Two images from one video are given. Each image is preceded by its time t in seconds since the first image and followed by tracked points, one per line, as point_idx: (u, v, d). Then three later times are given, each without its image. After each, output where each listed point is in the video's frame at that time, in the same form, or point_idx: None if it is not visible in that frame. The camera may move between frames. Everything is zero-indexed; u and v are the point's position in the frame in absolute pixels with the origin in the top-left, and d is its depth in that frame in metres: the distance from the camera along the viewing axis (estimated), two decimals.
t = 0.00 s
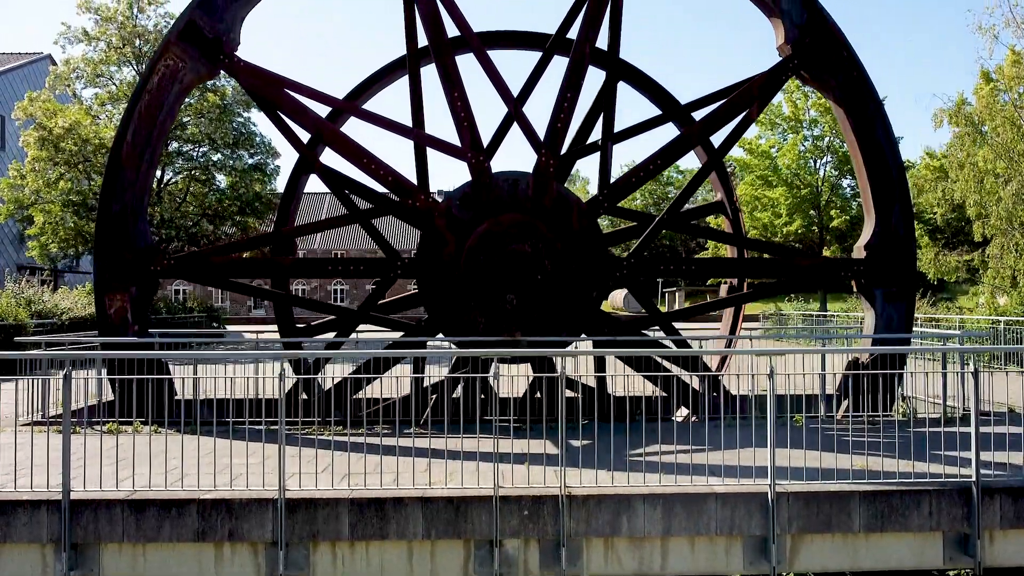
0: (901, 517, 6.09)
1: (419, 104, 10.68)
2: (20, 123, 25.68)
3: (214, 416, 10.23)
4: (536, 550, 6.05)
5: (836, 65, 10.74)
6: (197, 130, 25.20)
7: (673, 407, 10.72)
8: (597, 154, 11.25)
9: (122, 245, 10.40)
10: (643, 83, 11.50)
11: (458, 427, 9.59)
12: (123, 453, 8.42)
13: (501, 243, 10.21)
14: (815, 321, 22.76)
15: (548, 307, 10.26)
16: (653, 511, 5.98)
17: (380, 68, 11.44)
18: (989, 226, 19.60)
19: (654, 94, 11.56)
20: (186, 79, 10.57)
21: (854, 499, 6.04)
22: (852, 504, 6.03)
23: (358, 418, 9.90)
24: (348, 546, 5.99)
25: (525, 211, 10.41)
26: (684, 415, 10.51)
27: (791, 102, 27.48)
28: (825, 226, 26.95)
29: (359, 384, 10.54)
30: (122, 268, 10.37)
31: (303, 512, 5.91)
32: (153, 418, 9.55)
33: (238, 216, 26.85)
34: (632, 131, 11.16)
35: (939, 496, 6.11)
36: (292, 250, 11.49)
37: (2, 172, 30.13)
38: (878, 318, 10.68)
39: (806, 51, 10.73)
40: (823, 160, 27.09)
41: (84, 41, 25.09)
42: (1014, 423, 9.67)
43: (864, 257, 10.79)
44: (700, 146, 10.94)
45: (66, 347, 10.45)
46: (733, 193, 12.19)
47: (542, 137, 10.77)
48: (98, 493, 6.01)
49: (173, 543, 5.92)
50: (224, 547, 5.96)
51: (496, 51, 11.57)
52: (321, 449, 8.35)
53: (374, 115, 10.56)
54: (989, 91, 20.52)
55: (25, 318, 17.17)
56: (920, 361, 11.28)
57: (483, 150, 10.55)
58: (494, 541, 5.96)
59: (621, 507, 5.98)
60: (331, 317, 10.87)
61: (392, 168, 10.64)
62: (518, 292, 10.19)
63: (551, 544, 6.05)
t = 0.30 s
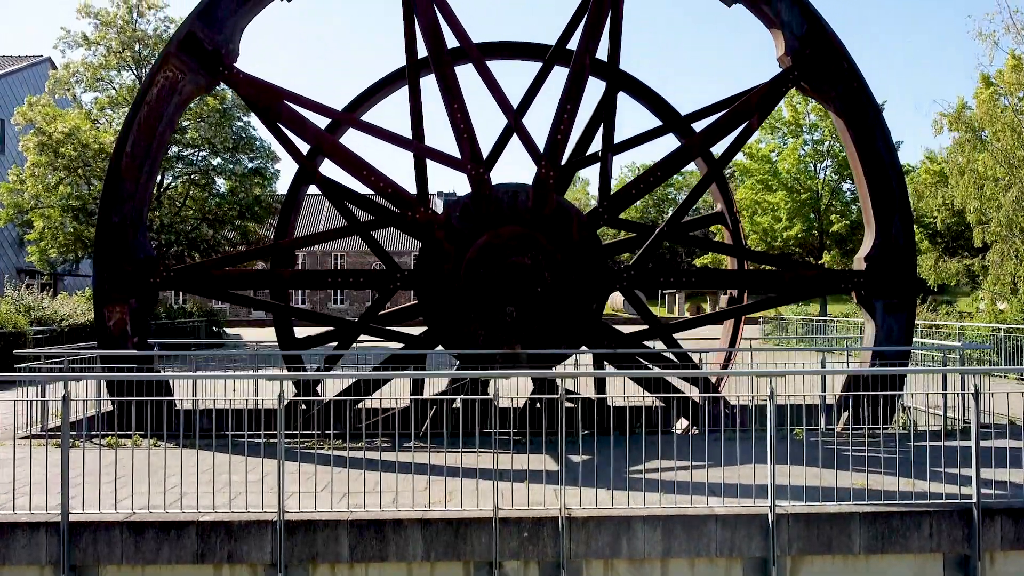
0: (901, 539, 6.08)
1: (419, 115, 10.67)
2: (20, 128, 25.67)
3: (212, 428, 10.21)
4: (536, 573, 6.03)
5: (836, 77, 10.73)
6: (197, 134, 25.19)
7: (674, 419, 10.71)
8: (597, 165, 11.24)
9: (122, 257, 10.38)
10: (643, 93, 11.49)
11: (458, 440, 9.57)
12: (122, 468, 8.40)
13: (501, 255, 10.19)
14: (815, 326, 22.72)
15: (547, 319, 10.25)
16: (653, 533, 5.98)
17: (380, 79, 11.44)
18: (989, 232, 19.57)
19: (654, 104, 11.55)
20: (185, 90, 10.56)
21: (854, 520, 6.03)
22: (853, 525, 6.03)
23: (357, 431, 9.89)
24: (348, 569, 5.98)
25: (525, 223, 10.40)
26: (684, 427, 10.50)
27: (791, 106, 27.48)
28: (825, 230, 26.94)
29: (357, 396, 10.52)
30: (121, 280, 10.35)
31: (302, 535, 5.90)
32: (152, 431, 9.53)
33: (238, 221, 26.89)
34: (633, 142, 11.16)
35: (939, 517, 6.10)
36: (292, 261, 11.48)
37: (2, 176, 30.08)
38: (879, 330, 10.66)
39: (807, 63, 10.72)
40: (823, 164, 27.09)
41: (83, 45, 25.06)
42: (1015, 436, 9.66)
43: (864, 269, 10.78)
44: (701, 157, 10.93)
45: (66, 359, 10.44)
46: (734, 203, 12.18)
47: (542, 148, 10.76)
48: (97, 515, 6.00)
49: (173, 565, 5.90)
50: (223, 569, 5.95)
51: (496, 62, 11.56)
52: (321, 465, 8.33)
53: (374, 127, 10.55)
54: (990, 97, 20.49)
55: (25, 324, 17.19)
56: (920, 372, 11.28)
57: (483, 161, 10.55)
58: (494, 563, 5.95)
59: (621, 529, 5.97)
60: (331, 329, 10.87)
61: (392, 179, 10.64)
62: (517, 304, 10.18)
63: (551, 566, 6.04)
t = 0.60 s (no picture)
0: (901, 560, 6.07)
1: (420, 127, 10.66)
2: (20, 133, 25.68)
3: (212, 441, 10.18)
4: None
5: (837, 88, 10.72)
6: (197, 139, 25.19)
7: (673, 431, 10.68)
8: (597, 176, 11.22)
9: (122, 269, 10.37)
10: (643, 104, 11.47)
11: (458, 453, 9.56)
12: (122, 483, 8.40)
13: (500, 267, 10.15)
14: (816, 332, 22.69)
15: (547, 331, 10.24)
16: (653, 555, 5.97)
17: (380, 90, 11.43)
18: (989, 239, 19.56)
19: (654, 115, 11.54)
20: (185, 101, 10.55)
21: (855, 542, 6.02)
22: (853, 547, 6.02)
23: (357, 443, 9.88)
24: None
25: (525, 235, 10.36)
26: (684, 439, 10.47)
27: (791, 110, 27.49)
28: (825, 235, 26.94)
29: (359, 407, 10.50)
30: (121, 292, 10.34)
31: (302, 557, 5.89)
32: (151, 444, 9.51)
33: (238, 225, 26.90)
34: (633, 154, 11.14)
35: (940, 539, 6.09)
36: (292, 272, 11.46)
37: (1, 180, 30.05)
38: (879, 342, 10.67)
39: (808, 74, 10.70)
40: (823, 168, 27.09)
41: (83, 50, 25.05)
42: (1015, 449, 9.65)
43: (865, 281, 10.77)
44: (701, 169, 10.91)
45: (66, 371, 10.44)
46: (734, 213, 12.16)
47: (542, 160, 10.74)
48: (97, 536, 5.99)
49: None
50: None
51: (495, 72, 11.56)
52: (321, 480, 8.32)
53: (374, 138, 10.53)
54: (990, 103, 20.48)
55: (26, 331, 17.19)
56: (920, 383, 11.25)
57: (484, 173, 10.54)
58: None
59: (621, 550, 5.96)
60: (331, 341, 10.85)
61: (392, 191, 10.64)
62: (517, 316, 10.17)
63: None
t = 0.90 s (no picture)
0: None
1: (420, 140, 10.65)
2: (20, 138, 25.65)
3: (212, 454, 10.16)
4: None
5: (837, 99, 10.71)
6: (197, 143, 25.18)
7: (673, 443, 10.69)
8: (597, 188, 11.21)
9: (122, 281, 10.37)
10: (644, 116, 11.46)
11: (458, 467, 9.55)
12: (122, 499, 8.38)
13: (500, 280, 10.14)
14: (816, 338, 22.66)
15: (547, 344, 10.23)
16: None
17: (380, 101, 11.42)
18: (989, 246, 19.55)
19: (655, 126, 11.52)
20: (185, 114, 10.55)
21: (856, 562, 6.02)
22: (854, 568, 6.02)
23: (357, 457, 9.87)
24: None
25: (525, 248, 10.34)
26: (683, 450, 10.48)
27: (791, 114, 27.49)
28: (824, 239, 26.92)
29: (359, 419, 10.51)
30: (121, 304, 10.33)
31: None
32: (152, 458, 9.50)
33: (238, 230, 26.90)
34: (632, 165, 11.14)
35: (941, 560, 6.09)
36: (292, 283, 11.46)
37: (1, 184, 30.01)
38: (880, 354, 10.64)
39: (808, 86, 10.69)
40: (823, 173, 27.08)
41: (83, 54, 25.04)
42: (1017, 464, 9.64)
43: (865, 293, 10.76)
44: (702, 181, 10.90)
45: (65, 383, 10.43)
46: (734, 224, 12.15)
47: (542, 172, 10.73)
48: (97, 557, 5.98)
49: None
50: None
51: (495, 83, 11.54)
52: (321, 496, 8.31)
53: (374, 151, 10.51)
54: (991, 109, 20.47)
55: (27, 339, 17.13)
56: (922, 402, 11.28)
57: (484, 186, 10.54)
58: None
59: (621, 572, 5.95)
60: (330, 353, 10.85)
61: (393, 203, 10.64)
62: (518, 329, 10.17)
63: None
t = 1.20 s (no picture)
0: None
1: (421, 152, 10.64)
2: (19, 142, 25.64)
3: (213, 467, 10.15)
4: None
5: (838, 111, 10.71)
6: (197, 148, 25.17)
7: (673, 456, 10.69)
8: (597, 199, 11.21)
9: (122, 293, 10.36)
10: (644, 127, 11.46)
11: (458, 481, 9.54)
12: (122, 515, 8.38)
13: (500, 293, 10.14)
14: (816, 344, 22.65)
15: (547, 357, 10.23)
16: None
17: (380, 112, 11.42)
18: (990, 253, 19.55)
19: (655, 137, 11.52)
20: (185, 126, 10.54)
21: None
22: None
23: (357, 470, 9.87)
24: None
25: (526, 260, 10.33)
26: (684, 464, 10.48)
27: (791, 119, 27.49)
28: (824, 244, 26.90)
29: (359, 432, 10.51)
30: (121, 317, 10.33)
31: None
32: (152, 472, 9.50)
33: (238, 234, 26.91)
34: (633, 177, 11.14)
35: None
36: (292, 294, 11.46)
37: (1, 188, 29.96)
38: (881, 365, 10.63)
39: (809, 97, 10.69)
40: (823, 177, 27.08)
41: (83, 59, 25.02)
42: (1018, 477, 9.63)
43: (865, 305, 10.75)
44: (703, 192, 10.89)
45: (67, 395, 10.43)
46: (735, 235, 12.15)
47: (542, 184, 10.72)
48: None
49: None
50: None
51: (496, 95, 11.54)
52: (321, 512, 8.31)
53: (374, 163, 10.50)
54: (991, 115, 20.46)
55: (27, 348, 17.16)
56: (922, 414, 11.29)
57: (484, 198, 10.53)
58: None
59: None
60: (331, 365, 10.85)
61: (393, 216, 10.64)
62: (518, 342, 10.17)
63: None
